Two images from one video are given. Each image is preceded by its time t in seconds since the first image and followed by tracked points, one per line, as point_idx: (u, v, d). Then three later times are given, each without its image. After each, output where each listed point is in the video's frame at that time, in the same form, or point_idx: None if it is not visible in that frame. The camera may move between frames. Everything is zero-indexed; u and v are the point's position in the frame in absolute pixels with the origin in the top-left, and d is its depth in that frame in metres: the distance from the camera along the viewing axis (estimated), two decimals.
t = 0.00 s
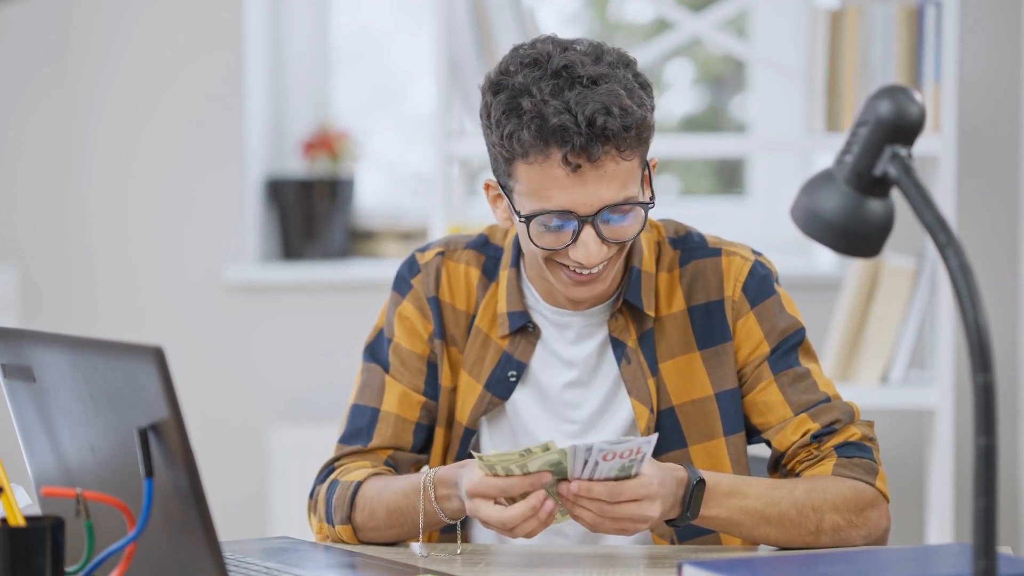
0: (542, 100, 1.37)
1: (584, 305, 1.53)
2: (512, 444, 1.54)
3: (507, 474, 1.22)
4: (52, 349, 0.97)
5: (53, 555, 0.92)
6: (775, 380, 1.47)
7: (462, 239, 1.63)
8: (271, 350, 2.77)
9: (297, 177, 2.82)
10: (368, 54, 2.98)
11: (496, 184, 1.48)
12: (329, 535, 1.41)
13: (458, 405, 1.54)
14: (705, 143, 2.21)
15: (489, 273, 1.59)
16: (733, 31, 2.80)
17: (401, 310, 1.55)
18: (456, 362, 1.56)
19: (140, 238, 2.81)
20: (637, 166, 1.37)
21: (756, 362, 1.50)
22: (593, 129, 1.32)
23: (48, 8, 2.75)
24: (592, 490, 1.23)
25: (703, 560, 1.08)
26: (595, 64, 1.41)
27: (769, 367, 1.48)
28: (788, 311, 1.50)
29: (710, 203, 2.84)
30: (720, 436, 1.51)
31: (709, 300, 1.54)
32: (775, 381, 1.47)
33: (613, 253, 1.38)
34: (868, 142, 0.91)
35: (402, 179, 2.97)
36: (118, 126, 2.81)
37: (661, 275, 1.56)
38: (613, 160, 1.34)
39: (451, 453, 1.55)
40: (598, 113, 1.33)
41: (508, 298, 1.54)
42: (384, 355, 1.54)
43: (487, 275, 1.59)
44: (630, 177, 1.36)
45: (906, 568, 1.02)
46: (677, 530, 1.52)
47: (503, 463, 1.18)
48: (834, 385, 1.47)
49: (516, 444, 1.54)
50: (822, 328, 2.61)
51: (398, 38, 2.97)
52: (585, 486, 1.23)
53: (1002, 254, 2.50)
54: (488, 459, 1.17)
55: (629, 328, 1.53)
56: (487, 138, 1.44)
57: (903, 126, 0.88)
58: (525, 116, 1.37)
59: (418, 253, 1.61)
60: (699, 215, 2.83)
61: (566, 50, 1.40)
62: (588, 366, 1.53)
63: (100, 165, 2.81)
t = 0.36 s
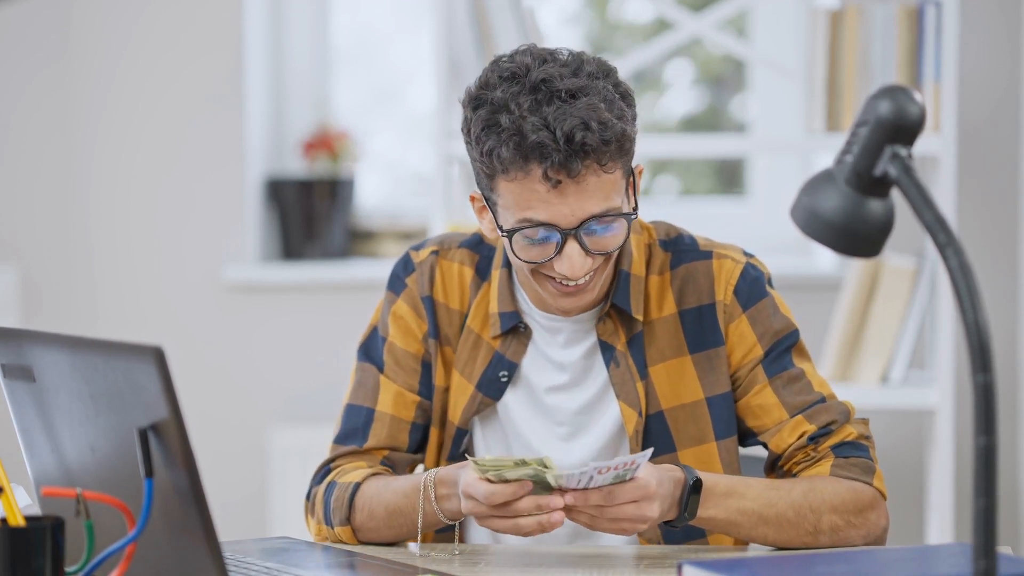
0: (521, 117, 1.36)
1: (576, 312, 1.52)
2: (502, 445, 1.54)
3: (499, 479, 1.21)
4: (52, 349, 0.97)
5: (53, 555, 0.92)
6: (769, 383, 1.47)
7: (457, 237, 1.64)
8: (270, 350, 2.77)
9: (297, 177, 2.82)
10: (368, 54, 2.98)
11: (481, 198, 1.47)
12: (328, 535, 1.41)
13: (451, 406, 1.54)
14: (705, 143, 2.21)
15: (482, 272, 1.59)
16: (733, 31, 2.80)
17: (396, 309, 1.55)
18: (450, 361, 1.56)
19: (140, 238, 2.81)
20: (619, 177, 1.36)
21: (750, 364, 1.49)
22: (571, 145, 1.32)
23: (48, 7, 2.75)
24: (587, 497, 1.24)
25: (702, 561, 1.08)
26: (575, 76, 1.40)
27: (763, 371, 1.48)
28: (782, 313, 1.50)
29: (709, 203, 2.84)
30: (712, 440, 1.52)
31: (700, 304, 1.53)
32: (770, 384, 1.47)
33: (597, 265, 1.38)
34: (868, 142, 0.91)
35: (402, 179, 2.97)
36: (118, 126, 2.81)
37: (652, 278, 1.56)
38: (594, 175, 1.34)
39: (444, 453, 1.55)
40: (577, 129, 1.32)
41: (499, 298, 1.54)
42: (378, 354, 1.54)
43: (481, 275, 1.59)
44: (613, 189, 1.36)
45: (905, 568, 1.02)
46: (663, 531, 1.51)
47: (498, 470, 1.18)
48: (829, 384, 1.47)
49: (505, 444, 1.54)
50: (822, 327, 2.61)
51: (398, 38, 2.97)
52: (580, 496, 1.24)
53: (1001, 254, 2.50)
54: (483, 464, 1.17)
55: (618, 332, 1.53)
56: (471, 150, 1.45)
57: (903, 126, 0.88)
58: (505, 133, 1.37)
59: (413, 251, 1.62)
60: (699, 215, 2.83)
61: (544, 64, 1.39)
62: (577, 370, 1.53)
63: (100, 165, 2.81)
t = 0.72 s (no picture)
0: (518, 122, 1.36)
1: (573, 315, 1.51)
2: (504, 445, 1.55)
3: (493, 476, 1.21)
4: (52, 349, 0.97)
5: (53, 555, 0.92)
6: (767, 383, 1.47)
7: (455, 236, 1.63)
8: (270, 350, 2.77)
9: (297, 177, 2.82)
10: (368, 54, 2.98)
11: (479, 193, 1.46)
12: (327, 536, 1.41)
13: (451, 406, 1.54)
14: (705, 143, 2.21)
15: (482, 272, 1.59)
16: (733, 31, 2.80)
17: (394, 309, 1.55)
18: (450, 362, 1.56)
19: (140, 238, 2.81)
20: (614, 192, 1.36)
21: (747, 363, 1.50)
22: (564, 156, 1.32)
23: (47, 8, 2.75)
24: (585, 499, 1.23)
25: (701, 561, 1.08)
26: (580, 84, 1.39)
27: (760, 370, 1.48)
28: (779, 311, 1.50)
29: (709, 203, 2.84)
30: (709, 438, 1.51)
31: (695, 301, 1.53)
32: (767, 384, 1.47)
33: (585, 274, 1.38)
34: (868, 142, 0.91)
35: (402, 179, 2.97)
36: (118, 126, 2.81)
37: (648, 275, 1.56)
38: (586, 187, 1.34)
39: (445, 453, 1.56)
40: (571, 140, 1.32)
41: (498, 299, 1.54)
42: (376, 355, 1.54)
43: (480, 274, 1.58)
44: (606, 202, 1.36)
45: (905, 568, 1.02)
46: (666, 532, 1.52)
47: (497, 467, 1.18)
48: (826, 381, 1.47)
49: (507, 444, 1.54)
50: (822, 328, 2.61)
51: (398, 38, 2.97)
52: (577, 497, 1.23)
53: (1002, 253, 2.50)
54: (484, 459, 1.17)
55: (615, 330, 1.53)
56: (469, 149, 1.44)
57: (903, 126, 0.88)
58: (501, 135, 1.37)
59: (411, 250, 1.61)
60: (699, 215, 2.83)
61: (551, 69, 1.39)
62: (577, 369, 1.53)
63: (100, 165, 2.81)
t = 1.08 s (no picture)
0: (530, 115, 1.36)
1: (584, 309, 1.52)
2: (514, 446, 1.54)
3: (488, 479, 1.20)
4: (52, 349, 0.97)
5: (53, 555, 0.93)
6: (769, 379, 1.47)
7: (458, 235, 1.62)
8: (270, 350, 2.77)
9: (297, 178, 2.82)
10: (368, 54, 2.98)
11: (490, 184, 1.46)
12: (326, 536, 1.41)
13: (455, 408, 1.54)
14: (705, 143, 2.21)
15: (486, 272, 1.58)
16: (733, 31, 2.80)
17: (396, 310, 1.54)
18: (454, 363, 1.56)
19: (140, 238, 2.81)
20: (623, 190, 1.37)
21: (749, 359, 1.50)
22: (574, 152, 1.32)
23: (48, 8, 2.75)
24: (573, 496, 1.23)
25: (701, 561, 1.08)
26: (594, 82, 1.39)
27: (763, 367, 1.48)
28: (782, 307, 1.50)
29: (709, 203, 2.84)
30: (715, 433, 1.51)
31: (700, 296, 1.53)
32: (770, 381, 1.47)
33: (591, 271, 1.39)
34: (869, 142, 0.91)
35: (402, 179, 2.97)
36: (119, 126, 2.81)
37: (654, 270, 1.56)
38: (595, 184, 1.34)
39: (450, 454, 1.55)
40: (582, 136, 1.32)
41: (504, 300, 1.53)
42: (376, 357, 1.53)
43: (484, 275, 1.58)
44: (614, 201, 1.36)
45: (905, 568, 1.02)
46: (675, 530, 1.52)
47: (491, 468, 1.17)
48: (830, 381, 1.47)
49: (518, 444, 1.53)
50: (822, 328, 2.61)
51: (399, 38, 2.97)
52: (565, 494, 1.23)
53: (1002, 253, 2.50)
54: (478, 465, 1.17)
55: (622, 326, 1.53)
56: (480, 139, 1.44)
57: (904, 126, 0.88)
58: (512, 128, 1.36)
59: (413, 250, 1.60)
60: (699, 215, 2.83)
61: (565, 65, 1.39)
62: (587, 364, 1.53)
63: (100, 165, 2.81)
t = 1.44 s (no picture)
0: (557, 110, 1.36)
1: (603, 307, 1.52)
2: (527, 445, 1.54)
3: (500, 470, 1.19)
4: (53, 349, 0.97)
5: (53, 555, 0.93)
6: (779, 375, 1.49)
7: (462, 239, 1.62)
8: (271, 350, 2.77)
9: (297, 177, 2.82)
10: (369, 53, 2.98)
11: (513, 180, 1.46)
12: (326, 536, 1.41)
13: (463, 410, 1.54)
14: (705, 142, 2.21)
15: (493, 276, 1.58)
16: (733, 31, 2.80)
17: (401, 314, 1.53)
18: (460, 367, 1.55)
19: (139, 238, 2.81)
20: (645, 189, 1.37)
21: (762, 356, 1.51)
22: (599, 148, 1.32)
23: (47, 7, 2.75)
24: (578, 492, 1.23)
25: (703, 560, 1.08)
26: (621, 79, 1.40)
27: (774, 363, 1.50)
28: (792, 309, 1.52)
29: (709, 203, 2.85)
30: (731, 430, 1.52)
31: (719, 295, 1.55)
32: (780, 377, 1.49)
33: (610, 269, 1.38)
34: (868, 142, 0.90)
35: (403, 179, 2.97)
36: (118, 126, 2.81)
37: (672, 270, 1.57)
38: (618, 180, 1.34)
39: (455, 456, 1.55)
40: (607, 132, 1.32)
41: (518, 303, 1.53)
42: (379, 360, 1.52)
43: (492, 278, 1.58)
44: (637, 199, 1.36)
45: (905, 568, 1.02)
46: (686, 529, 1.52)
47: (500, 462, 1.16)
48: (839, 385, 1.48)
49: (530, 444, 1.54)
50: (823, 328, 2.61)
51: (399, 37, 2.97)
52: (571, 489, 1.23)
53: (1002, 254, 2.50)
54: (491, 459, 1.15)
55: (642, 324, 1.54)
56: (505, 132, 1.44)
57: (902, 126, 0.88)
58: (538, 122, 1.37)
59: (417, 253, 1.60)
60: (699, 214, 2.83)
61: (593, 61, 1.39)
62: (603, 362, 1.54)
63: (100, 164, 2.81)
